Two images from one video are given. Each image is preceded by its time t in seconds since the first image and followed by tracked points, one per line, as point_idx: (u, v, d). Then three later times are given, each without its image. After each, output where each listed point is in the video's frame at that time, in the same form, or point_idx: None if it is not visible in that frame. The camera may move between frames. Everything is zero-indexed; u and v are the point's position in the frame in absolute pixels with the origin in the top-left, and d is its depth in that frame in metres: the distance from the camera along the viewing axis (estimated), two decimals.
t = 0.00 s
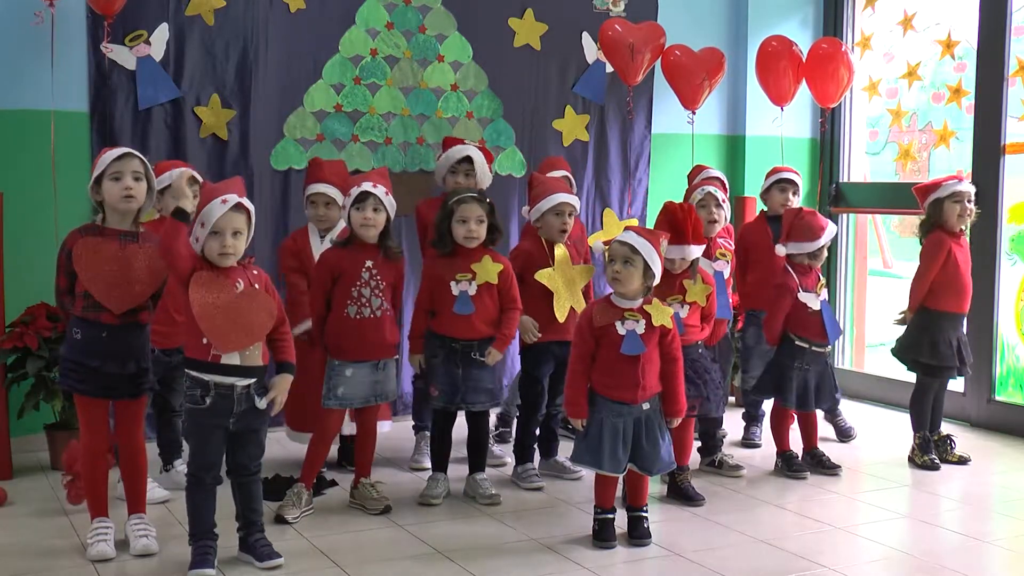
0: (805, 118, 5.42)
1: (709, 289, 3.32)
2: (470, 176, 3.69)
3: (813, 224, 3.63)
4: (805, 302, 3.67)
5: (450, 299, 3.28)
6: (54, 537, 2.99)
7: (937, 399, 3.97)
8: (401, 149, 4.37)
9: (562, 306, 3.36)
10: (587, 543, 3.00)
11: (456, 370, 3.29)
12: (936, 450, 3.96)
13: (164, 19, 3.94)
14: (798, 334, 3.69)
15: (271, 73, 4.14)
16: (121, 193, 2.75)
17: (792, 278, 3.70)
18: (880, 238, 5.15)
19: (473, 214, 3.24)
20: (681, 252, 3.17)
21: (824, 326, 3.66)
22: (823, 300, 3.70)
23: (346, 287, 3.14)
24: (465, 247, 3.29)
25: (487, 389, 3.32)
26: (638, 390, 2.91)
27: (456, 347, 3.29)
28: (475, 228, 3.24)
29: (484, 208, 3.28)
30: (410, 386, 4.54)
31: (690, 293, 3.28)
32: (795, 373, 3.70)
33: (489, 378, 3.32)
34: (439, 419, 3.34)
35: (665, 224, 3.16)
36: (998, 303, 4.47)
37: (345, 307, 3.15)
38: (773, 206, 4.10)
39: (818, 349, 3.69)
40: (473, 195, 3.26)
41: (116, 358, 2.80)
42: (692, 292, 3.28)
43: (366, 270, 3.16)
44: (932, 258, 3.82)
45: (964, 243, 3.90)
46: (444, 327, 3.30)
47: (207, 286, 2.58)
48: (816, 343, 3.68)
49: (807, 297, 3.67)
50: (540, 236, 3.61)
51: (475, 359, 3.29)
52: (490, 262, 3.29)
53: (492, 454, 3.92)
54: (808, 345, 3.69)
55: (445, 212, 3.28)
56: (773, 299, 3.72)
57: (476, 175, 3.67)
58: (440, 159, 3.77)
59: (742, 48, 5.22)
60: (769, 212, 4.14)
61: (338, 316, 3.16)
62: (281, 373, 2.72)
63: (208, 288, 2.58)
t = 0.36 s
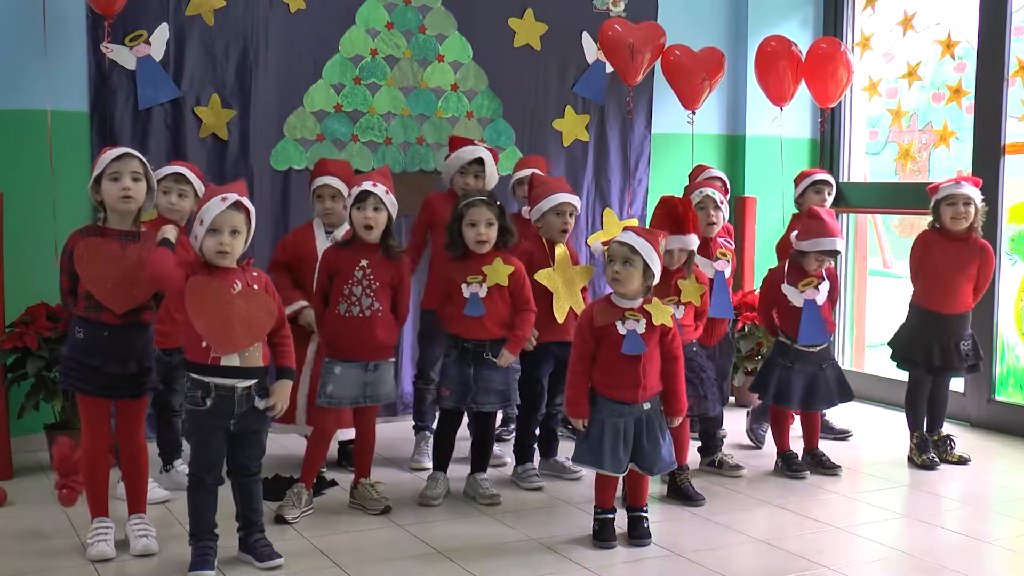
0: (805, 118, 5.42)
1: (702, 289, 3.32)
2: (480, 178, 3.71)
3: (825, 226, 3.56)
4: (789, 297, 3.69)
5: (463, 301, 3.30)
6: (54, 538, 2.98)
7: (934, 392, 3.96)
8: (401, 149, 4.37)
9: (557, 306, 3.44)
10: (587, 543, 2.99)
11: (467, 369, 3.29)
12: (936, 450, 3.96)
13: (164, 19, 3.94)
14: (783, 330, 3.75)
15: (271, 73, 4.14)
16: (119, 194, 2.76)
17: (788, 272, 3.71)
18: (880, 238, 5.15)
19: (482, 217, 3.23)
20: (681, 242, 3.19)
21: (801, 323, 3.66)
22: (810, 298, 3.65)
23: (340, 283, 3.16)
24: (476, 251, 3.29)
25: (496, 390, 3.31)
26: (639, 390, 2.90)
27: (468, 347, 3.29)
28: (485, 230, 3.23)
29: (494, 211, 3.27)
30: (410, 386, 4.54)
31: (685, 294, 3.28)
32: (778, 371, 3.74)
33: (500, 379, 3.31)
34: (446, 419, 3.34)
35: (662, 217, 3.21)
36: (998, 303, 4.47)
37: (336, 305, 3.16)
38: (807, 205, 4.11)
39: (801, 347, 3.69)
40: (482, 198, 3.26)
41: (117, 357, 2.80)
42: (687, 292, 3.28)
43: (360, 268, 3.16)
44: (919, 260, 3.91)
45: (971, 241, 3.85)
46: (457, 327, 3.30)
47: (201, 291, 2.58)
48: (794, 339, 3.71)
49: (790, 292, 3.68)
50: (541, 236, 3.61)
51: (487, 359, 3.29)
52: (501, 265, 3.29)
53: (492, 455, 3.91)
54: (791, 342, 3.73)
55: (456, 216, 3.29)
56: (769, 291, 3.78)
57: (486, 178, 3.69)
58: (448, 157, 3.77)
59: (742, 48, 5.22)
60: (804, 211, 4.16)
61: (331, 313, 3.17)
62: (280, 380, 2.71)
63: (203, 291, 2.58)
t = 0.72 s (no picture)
0: (805, 118, 5.42)
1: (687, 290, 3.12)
2: (483, 176, 3.70)
3: (834, 226, 3.61)
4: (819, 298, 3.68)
5: (464, 301, 3.30)
6: (54, 537, 2.99)
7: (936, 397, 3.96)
8: (401, 148, 4.37)
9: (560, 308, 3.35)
10: (587, 543, 3.00)
11: (471, 367, 3.30)
12: (936, 450, 3.96)
13: (164, 19, 3.94)
14: (806, 330, 3.68)
15: (271, 73, 4.14)
16: (121, 196, 2.76)
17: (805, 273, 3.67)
18: (880, 238, 5.15)
19: (484, 216, 3.23)
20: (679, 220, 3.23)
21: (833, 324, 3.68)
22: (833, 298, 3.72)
23: (331, 282, 3.16)
24: (476, 249, 3.29)
25: (498, 388, 3.31)
26: (639, 390, 2.91)
27: (470, 346, 3.30)
28: (486, 230, 3.23)
29: (495, 211, 3.27)
30: (410, 386, 4.54)
31: (675, 292, 3.05)
32: (801, 373, 3.70)
33: (501, 377, 3.31)
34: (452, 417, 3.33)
35: (652, 205, 3.18)
36: (998, 303, 4.47)
37: (325, 304, 3.16)
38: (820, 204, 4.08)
39: (822, 347, 3.69)
40: (484, 198, 3.26)
41: (121, 356, 2.80)
42: (677, 292, 3.06)
43: (355, 270, 3.16)
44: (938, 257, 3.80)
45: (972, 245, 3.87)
46: (460, 328, 3.31)
47: (202, 292, 2.58)
48: (822, 341, 3.68)
49: (821, 293, 3.68)
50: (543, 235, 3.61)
51: (489, 359, 3.30)
52: (501, 265, 3.29)
53: (492, 454, 3.91)
54: (813, 344, 3.68)
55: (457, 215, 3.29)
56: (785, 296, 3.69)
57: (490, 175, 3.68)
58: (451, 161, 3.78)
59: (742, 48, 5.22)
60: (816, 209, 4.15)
61: (317, 308, 3.17)
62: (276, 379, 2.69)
63: (201, 293, 2.58)
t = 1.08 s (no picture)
0: (805, 118, 5.42)
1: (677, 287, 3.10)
2: (480, 173, 3.68)
3: (823, 221, 3.57)
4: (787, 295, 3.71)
5: (467, 300, 3.29)
6: (54, 537, 2.99)
7: (936, 395, 3.96)
8: (401, 148, 4.37)
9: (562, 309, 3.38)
10: (587, 543, 3.00)
11: (481, 365, 3.28)
12: (936, 450, 3.96)
13: (164, 19, 3.94)
14: (779, 327, 3.76)
15: (271, 73, 4.14)
16: (120, 198, 2.76)
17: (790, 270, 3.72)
18: (880, 238, 5.15)
19: (483, 217, 3.24)
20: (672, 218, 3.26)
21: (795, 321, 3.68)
22: (806, 297, 3.66)
23: (330, 285, 3.15)
24: (475, 249, 3.28)
25: (502, 387, 3.31)
26: (638, 390, 2.91)
27: (478, 345, 3.30)
28: (486, 230, 3.24)
29: (494, 212, 3.28)
30: (410, 386, 4.54)
31: (665, 292, 3.00)
32: (772, 368, 3.77)
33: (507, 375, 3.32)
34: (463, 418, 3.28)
35: (644, 203, 3.25)
36: (998, 303, 4.47)
37: (324, 307, 3.16)
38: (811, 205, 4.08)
39: (800, 346, 3.70)
40: (484, 198, 3.26)
41: (122, 356, 2.80)
42: (667, 292, 3.01)
43: (354, 274, 3.16)
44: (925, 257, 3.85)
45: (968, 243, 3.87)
46: (463, 327, 3.30)
47: (202, 295, 2.58)
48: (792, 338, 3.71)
49: (788, 289, 3.70)
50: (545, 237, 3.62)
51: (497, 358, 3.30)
52: (501, 264, 3.29)
53: (492, 455, 3.91)
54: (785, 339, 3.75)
55: (456, 214, 3.28)
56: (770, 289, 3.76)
57: (486, 171, 3.66)
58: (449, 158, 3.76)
59: (742, 48, 5.22)
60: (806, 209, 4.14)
61: (314, 310, 3.17)
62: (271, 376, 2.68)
63: (201, 297, 2.57)
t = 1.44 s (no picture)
0: (805, 118, 5.42)
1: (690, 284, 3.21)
2: (468, 175, 3.68)
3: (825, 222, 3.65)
4: (814, 297, 3.69)
5: (466, 300, 3.28)
6: (54, 537, 2.99)
7: (937, 393, 3.96)
8: (401, 148, 4.37)
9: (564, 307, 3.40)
10: (587, 543, 3.00)
11: (478, 367, 3.28)
12: (936, 450, 3.96)
13: (164, 19, 3.94)
14: (808, 330, 3.66)
15: (271, 73, 4.14)
16: (117, 198, 2.76)
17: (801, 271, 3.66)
18: (880, 238, 5.15)
19: (483, 216, 3.24)
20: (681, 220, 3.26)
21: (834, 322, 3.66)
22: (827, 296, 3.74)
23: (348, 288, 3.14)
24: (475, 249, 3.28)
25: (502, 387, 3.31)
26: (638, 390, 2.91)
27: (476, 346, 3.29)
28: (486, 229, 3.24)
29: (494, 211, 3.28)
30: (410, 386, 4.54)
31: (670, 293, 3.06)
32: (805, 372, 3.68)
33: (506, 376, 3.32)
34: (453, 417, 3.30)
35: (653, 203, 3.21)
36: (998, 303, 4.47)
37: (344, 309, 3.14)
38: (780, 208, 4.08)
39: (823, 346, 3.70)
40: (484, 197, 3.26)
41: (122, 355, 2.80)
42: (671, 291, 3.06)
43: (368, 274, 3.17)
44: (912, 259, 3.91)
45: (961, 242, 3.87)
46: (462, 326, 3.29)
47: (203, 297, 2.55)
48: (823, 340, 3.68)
49: (816, 292, 3.70)
50: (541, 233, 3.62)
51: (497, 356, 3.29)
52: (501, 264, 3.29)
53: (492, 455, 3.91)
54: (816, 343, 3.67)
55: (457, 214, 3.28)
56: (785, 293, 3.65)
57: (473, 174, 3.66)
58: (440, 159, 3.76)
59: (742, 48, 5.22)
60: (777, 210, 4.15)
61: (331, 314, 3.14)
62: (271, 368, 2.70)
63: (204, 298, 2.55)
